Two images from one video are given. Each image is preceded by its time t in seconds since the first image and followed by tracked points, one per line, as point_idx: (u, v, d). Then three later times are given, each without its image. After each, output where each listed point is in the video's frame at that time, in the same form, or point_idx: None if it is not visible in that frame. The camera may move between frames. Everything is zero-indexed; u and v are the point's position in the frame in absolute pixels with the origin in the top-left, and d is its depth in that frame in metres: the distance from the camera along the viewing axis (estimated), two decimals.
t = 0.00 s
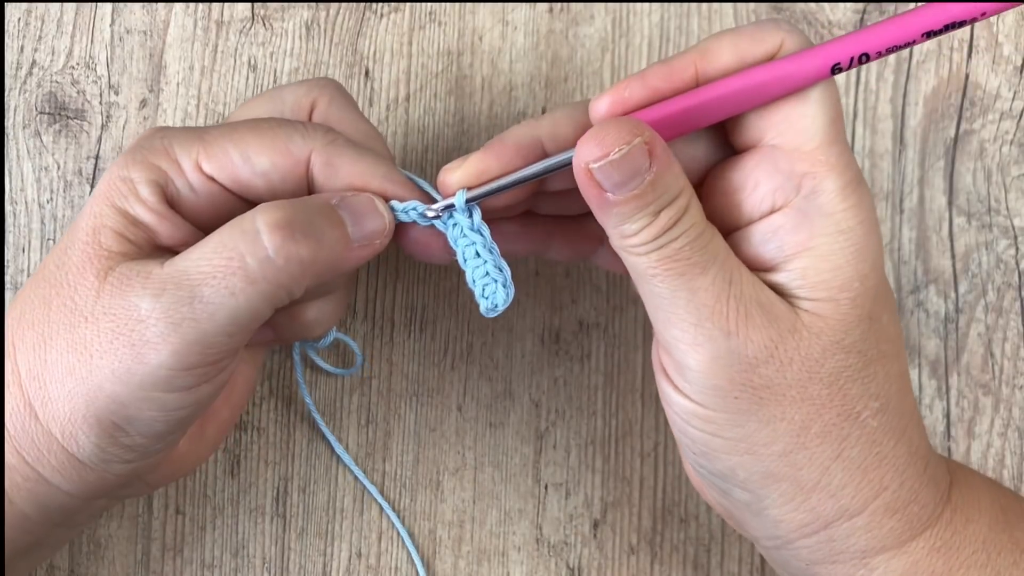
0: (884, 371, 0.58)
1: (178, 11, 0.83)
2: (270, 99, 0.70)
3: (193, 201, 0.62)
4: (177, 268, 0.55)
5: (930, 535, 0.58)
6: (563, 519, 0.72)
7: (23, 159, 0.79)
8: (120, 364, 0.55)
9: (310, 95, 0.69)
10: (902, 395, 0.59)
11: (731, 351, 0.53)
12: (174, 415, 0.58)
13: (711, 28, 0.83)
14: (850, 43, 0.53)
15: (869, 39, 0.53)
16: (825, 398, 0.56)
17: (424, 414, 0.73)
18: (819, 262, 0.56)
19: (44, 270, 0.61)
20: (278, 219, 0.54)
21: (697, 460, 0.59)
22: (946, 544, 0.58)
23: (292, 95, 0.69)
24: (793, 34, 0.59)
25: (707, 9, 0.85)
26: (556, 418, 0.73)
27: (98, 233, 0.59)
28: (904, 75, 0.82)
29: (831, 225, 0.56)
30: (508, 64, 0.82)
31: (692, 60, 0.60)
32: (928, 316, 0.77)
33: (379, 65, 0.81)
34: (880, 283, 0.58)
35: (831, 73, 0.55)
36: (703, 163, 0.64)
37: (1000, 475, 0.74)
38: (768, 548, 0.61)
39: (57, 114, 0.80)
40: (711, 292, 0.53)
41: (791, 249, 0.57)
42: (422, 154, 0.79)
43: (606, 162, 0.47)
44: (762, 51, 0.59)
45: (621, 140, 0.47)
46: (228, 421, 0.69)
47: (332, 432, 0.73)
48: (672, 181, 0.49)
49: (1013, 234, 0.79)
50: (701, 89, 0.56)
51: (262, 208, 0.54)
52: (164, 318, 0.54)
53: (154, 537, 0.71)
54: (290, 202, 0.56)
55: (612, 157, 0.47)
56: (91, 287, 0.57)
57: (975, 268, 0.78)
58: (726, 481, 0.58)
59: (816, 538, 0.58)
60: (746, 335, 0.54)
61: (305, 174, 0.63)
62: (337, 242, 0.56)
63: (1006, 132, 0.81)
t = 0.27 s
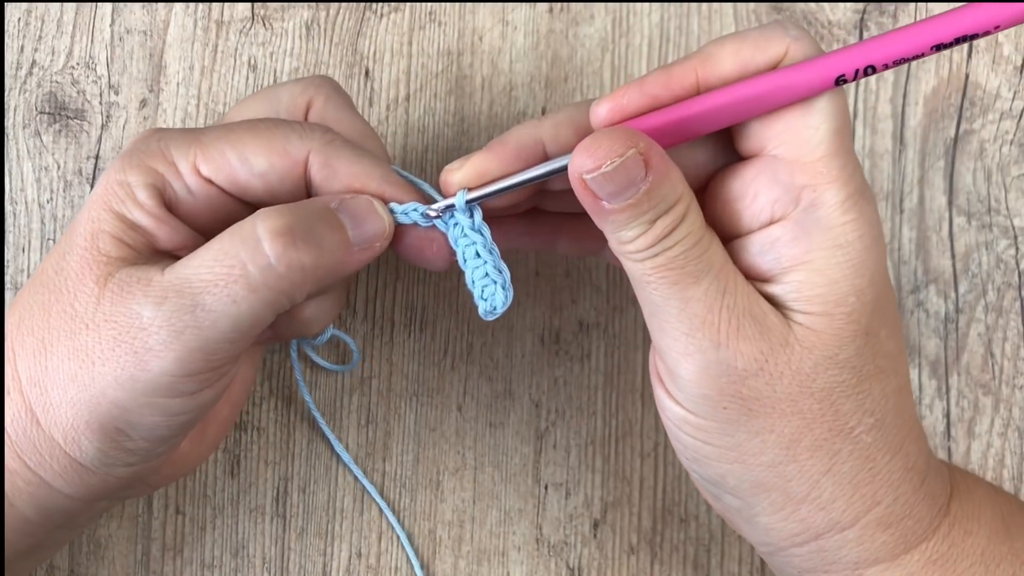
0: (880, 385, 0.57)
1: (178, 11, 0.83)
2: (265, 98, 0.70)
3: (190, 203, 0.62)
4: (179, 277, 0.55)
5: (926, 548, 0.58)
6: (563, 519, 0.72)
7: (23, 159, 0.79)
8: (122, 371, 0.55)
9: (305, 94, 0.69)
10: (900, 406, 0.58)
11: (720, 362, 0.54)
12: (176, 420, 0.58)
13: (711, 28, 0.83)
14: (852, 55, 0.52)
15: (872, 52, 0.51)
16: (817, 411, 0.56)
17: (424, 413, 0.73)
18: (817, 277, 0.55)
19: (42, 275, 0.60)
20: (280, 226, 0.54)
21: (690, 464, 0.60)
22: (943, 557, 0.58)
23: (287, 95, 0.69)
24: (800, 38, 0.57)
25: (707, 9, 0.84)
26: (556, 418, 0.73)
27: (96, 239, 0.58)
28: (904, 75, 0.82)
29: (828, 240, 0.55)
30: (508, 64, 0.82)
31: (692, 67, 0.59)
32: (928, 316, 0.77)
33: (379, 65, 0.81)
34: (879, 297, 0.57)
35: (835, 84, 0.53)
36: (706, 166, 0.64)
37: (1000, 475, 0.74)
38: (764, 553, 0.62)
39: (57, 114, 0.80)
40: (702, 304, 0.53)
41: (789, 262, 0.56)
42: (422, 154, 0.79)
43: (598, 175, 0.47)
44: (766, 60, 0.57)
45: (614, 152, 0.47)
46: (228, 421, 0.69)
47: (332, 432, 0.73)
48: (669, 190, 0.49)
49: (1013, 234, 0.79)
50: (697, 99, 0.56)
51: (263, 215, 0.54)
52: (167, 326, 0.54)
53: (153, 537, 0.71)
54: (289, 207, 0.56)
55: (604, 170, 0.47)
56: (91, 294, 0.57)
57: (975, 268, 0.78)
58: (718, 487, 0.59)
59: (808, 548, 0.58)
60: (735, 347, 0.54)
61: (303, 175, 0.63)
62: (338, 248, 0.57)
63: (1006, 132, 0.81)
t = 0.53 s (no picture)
0: (874, 402, 0.57)
1: (178, 11, 0.83)
2: (260, 98, 0.70)
3: (190, 207, 0.62)
4: (183, 285, 0.54)
5: (920, 561, 0.58)
6: (563, 519, 0.72)
7: (23, 160, 0.79)
8: (129, 379, 0.55)
9: (300, 93, 0.69)
10: (898, 421, 0.58)
11: (709, 376, 0.54)
12: (183, 424, 0.59)
13: (711, 28, 0.83)
14: (853, 68, 0.49)
15: (873, 65, 0.48)
16: (808, 426, 0.56)
17: (424, 414, 0.73)
18: (810, 296, 0.54)
19: (43, 282, 0.60)
20: (285, 234, 0.53)
21: (683, 470, 0.61)
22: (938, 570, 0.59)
23: (282, 94, 0.69)
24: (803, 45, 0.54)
25: (707, 9, 0.84)
26: (556, 418, 0.73)
27: (98, 247, 0.58)
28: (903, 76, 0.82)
29: (823, 257, 0.54)
30: (508, 64, 0.82)
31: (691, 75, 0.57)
32: (928, 316, 0.77)
33: (379, 65, 0.81)
34: (875, 316, 0.56)
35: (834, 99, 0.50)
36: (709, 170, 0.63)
37: (1000, 475, 0.74)
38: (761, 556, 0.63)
39: (57, 114, 0.80)
40: (693, 318, 0.53)
41: (782, 279, 0.55)
42: (422, 154, 0.79)
43: (589, 189, 0.47)
44: (767, 68, 0.54)
45: (605, 166, 0.47)
46: (229, 420, 0.69)
47: (333, 432, 0.73)
48: (662, 202, 0.48)
49: (1013, 234, 0.79)
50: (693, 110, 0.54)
51: (267, 222, 0.54)
52: (174, 335, 0.54)
53: (153, 538, 0.71)
54: (291, 213, 0.55)
55: (593, 185, 0.46)
56: (94, 303, 0.57)
57: (975, 268, 0.78)
58: (710, 493, 0.60)
59: (799, 557, 0.59)
60: (724, 362, 0.54)
61: (303, 176, 0.62)
62: (342, 253, 0.56)
63: (1006, 132, 0.81)
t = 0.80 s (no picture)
0: (865, 421, 0.56)
1: (178, 11, 0.83)
2: (254, 99, 0.69)
3: (192, 212, 0.61)
4: (191, 295, 0.54)
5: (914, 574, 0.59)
6: (563, 519, 0.72)
7: (23, 160, 0.79)
8: (138, 388, 0.55)
9: (296, 93, 0.69)
10: (892, 438, 0.57)
11: (695, 388, 0.54)
12: (191, 429, 0.59)
13: (711, 28, 0.83)
14: (846, 85, 0.47)
15: (865, 83, 0.46)
16: (795, 443, 0.55)
17: (424, 414, 0.73)
18: (798, 315, 0.53)
19: (46, 292, 0.60)
20: (294, 243, 0.53)
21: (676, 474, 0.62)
22: None
23: (277, 94, 0.69)
24: (799, 55, 0.52)
25: (707, 9, 0.84)
26: (556, 419, 0.73)
27: (101, 256, 0.58)
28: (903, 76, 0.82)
29: (813, 276, 0.52)
30: (508, 64, 0.82)
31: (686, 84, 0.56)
32: (928, 316, 0.77)
33: (379, 65, 0.81)
34: (867, 337, 0.54)
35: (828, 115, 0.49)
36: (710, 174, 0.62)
37: (1000, 475, 0.75)
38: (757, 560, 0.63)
39: (57, 114, 0.80)
40: (682, 330, 0.53)
41: (771, 296, 0.54)
42: (422, 154, 0.79)
43: (577, 205, 0.47)
44: (762, 80, 0.53)
45: (593, 182, 0.47)
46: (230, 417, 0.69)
47: (333, 432, 0.73)
48: (654, 215, 0.48)
49: (1013, 234, 0.79)
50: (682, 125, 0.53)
51: (274, 231, 0.53)
52: (185, 345, 0.54)
53: (153, 538, 0.71)
54: (297, 220, 0.55)
55: (579, 202, 0.47)
56: (101, 312, 0.57)
57: (975, 268, 0.78)
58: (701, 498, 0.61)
59: (788, 566, 0.60)
60: (710, 376, 0.54)
61: (305, 178, 0.62)
62: (349, 260, 0.55)
63: (1006, 132, 0.81)
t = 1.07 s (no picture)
0: (861, 423, 0.56)
1: (178, 11, 0.83)
2: (253, 99, 0.69)
3: (197, 215, 0.61)
4: (200, 300, 0.54)
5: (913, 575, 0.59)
6: (563, 519, 0.72)
7: (23, 159, 0.79)
8: (147, 392, 0.55)
9: (296, 93, 0.69)
10: (889, 442, 0.57)
11: (692, 390, 0.54)
12: (198, 433, 0.60)
13: (711, 28, 0.83)
14: (834, 83, 0.46)
15: (853, 82, 0.45)
16: (790, 445, 0.55)
17: (424, 414, 0.73)
18: (792, 318, 0.53)
19: (50, 297, 0.59)
20: (302, 249, 0.53)
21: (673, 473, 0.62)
22: None
23: (277, 94, 0.69)
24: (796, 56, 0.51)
25: (707, 9, 0.84)
26: (556, 418, 0.73)
27: (107, 262, 0.58)
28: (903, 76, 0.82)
29: (806, 279, 0.52)
30: (508, 64, 0.82)
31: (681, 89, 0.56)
32: (928, 316, 0.77)
33: (379, 65, 0.81)
34: (862, 340, 0.54)
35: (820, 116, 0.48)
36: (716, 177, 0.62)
37: (1000, 475, 0.75)
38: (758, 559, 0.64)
39: (57, 114, 0.80)
40: (678, 332, 0.53)
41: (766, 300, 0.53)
42: (422, 154, 0.79)
43: (569, 210, 0.47)
44: (755, 80, 0.52)
45: (585, 188, 0.47)
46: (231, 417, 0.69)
47: (332, 433, 0.73)
48: (647, 219, 0.48)
49: (1013, 234, 0.79)
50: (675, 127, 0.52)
51: (282, 236, 0.53)
52: (196, 350, 0.54)
53: (153, 537, 0.71)
54: (303, 224, 0.55)
55: (570, 208, 0.47)
56: (108, 317, 0.57)
57: (975, 268, 0.78)
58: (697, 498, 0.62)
59: (788, 565, 0.60)
60: (703, 379, 0.54)
61: (309, 181, 0.62)
62: (356, 264, 0.56)
63: (1006, 132, 0.81)
